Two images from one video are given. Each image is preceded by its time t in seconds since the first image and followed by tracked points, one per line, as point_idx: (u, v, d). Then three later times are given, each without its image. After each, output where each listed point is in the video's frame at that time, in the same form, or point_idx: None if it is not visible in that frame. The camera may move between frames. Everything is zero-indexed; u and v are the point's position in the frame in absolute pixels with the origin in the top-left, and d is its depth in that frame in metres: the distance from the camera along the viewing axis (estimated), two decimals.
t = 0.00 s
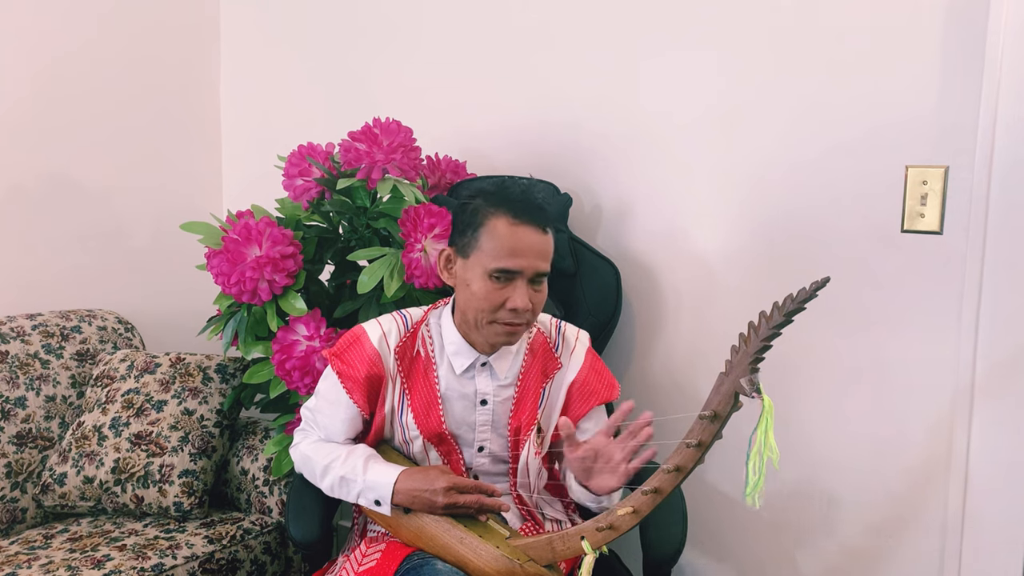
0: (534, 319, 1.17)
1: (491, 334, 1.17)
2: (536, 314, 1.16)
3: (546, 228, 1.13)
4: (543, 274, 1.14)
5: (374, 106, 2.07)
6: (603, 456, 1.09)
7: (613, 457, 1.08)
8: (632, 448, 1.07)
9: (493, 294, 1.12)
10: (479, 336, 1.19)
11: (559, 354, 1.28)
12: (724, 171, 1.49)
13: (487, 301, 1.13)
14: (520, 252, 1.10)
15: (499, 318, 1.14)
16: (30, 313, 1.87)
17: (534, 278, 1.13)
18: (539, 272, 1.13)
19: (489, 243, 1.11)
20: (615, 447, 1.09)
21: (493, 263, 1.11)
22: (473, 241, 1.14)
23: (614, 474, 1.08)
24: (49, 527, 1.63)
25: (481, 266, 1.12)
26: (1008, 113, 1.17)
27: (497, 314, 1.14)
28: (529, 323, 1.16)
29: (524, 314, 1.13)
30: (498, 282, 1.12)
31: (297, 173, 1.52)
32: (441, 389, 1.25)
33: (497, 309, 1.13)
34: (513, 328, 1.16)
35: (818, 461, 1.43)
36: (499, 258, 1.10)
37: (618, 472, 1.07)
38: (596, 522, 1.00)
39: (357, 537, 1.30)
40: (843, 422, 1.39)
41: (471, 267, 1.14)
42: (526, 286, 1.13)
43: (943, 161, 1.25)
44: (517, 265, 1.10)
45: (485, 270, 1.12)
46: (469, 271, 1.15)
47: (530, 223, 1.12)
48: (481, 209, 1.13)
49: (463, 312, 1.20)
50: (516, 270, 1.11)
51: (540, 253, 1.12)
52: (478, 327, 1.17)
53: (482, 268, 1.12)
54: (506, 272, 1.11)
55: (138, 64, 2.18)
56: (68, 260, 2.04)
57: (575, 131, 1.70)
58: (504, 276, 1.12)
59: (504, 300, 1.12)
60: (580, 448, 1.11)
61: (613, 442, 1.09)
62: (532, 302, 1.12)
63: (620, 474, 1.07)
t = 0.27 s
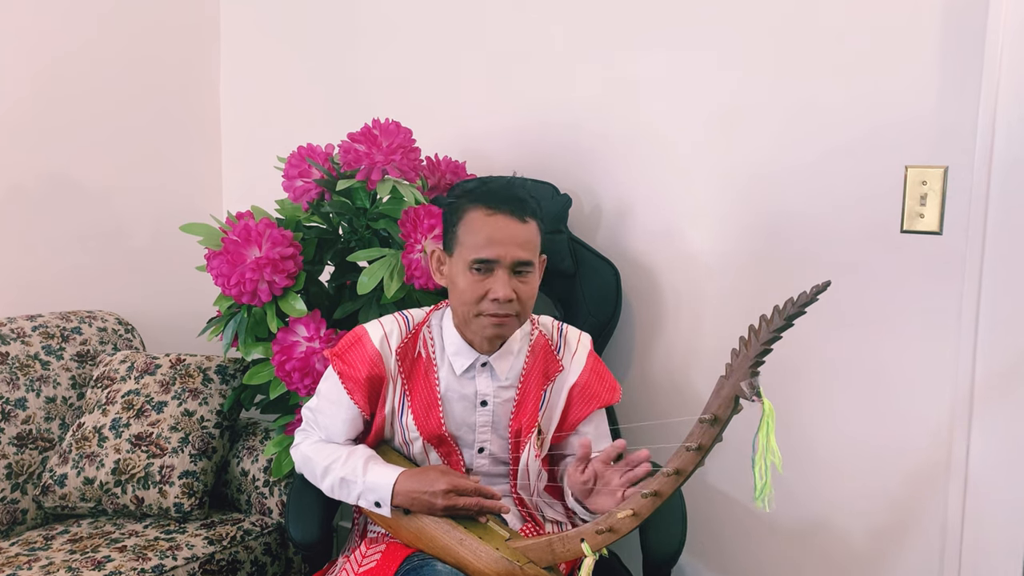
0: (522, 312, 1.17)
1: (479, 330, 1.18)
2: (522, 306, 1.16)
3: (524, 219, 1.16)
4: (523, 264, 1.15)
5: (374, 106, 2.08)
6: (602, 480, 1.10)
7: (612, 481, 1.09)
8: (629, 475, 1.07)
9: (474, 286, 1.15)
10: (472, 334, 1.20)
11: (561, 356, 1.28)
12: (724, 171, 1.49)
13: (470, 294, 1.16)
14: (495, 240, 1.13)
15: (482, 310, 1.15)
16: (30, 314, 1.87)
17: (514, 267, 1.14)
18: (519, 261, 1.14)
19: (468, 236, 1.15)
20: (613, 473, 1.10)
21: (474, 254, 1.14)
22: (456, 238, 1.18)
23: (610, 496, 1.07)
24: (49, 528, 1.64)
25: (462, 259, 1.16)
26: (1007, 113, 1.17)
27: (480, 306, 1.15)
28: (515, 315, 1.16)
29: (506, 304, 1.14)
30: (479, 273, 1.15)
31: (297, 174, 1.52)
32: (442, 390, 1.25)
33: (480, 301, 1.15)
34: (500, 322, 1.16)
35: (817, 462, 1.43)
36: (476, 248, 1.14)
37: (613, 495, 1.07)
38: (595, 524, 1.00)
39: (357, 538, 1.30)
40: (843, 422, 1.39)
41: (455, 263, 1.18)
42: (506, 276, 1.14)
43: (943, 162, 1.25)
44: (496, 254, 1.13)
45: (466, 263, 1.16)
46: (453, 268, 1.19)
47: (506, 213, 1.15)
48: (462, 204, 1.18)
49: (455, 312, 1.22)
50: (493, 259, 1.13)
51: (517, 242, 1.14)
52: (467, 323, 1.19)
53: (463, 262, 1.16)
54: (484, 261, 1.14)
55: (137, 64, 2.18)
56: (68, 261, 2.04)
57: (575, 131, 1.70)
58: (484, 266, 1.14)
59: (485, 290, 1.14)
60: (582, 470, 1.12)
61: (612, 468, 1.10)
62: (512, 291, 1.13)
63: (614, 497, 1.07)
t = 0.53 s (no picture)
0: (515, 302, 1.18)
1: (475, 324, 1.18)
2: (513, 296, 1.17)
3: (507, 209, 1.19)
4: (509, 254, 1.17)
5: (373, 109, 2.08)
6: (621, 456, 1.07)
7: (632, 456, 1.06)
8: (649, 448, 1.03)
9: (464, 278, 1.17)
10: (470, 331, 1.21)
11: (561, 357, 1.28)
12: (724, 173, 1.50)
13: (461, 288, 1.17)
14: (479, 232, 1.16)
15: (474, 302, 1.16)
16: (31, 317, 1.87)
17: (500, 256, 1.16)
18: (504, 250, 1.17)
19: (454, 232, 1.18)
20: (633, 447, 1.06)
21: (460, 248, 1.17)
22: (444, 238, 1.21)
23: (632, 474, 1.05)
24: (51, 531, 1.64)
25: (450, 256, 1.19)
26: (1007, 114, 1.17)
27: (472, 298, 1.16)
28: (507, 304, 1.17)
29: (495, 292, 1.15)
30: (467, 266, 1.17)
31: (298, 177, 1.52)
32: (442, 391, 1.26)
33: (471, 294, 1.16)
34: (494, 313, 1.17)
35: (817, 463, 1.43)
36: (461, 241, 1.16)
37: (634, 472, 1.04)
38: (596, 524, 1.00)
39: (358, 540, 1.30)
40: (843, 423, 1.39)
41: (445, 262, 1.20)
42: (493, 265, 1.16)
43: (942, 163, 1.25)
44: (481, 245, 1.16)
45: (454, 258, 1.18)
46: (444, 267, 1.21)
47: (489, 205, 1.18)
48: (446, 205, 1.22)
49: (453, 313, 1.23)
50: (479, 249, 1.16)
51: (501, 231, 1.17)
52: (463, 320, 1.19)
53: (452, 258, 1.18)
54: (471, 253, 1.16)
55: (138, 67, 2.19)
56: (68, 264, 2.04)
57: (575, 133, 1.71)
58: (471, 258, 1.17)
59: (474, 281, 1.16)
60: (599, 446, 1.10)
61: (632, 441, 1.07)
62: (499, 278, 1.15)
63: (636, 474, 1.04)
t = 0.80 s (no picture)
0: (506, 300, 1.18)
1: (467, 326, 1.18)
2: (502, 295, 1.17)
3: (492, 210, 1.19)
4: (496, 254, 1.17)
5: (373, 112, 2.08)
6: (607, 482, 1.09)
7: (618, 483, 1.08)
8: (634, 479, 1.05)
9: (453, 281, 1.17)
10: (465, 334, 1.20)
11: (559, 361, 1.28)
12: (723, 176, 1.50)
13: (451, 291, 1.17)
14: (465, 233, 1.17)
15: (464, 304, 1.16)
16: (31, 320, 1.87)
17: (487, 256, 1.16)
18: (490, 250, 1.17)
19: (441, 237, 1.19)
20: (619, 474, 1.08)
21: (447, 252, 1.18)
22: (433, 244, 1.22)
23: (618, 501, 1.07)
24: (51, 534, 1.64)
25: (439, 260, 1.19)
26: (1008, 116, 1.17)
27: (462, 300, 1.16)
28: (498, 304, 1.17)
29: (483, 292, 1.15)
30: (455, 269, 1.17)
31: (298, 180, 1.53)
32: (441, 395, 1.26)
33: (461, 296, 1.16)
34: (485, 313, 1.16)
35: (818, 466, 1.43)
36: (447, 244, 1.17)
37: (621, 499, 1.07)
38: (596, 528, 1.00)
39: (358, 543, 1.30)
40: (843, 425, 1.39)
41: (435, 267, 1.21)
42: (480, 266, 1.16)
43: (942, 165, 1.25)
44: (466, 247, 1.16)
45: (443, 263, 1.19)
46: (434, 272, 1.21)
47: (473, 207, 1.19)
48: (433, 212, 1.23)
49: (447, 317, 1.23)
50: (465, 251, 1.16)
51: (486, 232, 1.17)
52: (456, 323, 1.19)
53: (440, 262, 1.19)
54: (458, 255, 1.17)
55: (139, 70, 2.19)
56: (69, 266, 2.04)
57: (574, 136, 1.71)
58: (458, 260, 1.17)
59: (462, 283, 1.16)
60: (587, 474, 1.09)
61: (617, 469, 1.08)
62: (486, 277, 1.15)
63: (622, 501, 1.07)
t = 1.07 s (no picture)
0: (510, 295, 1.18)
1: (474, 325, 1.16)
2: (507, 290, 1.17)
3: (487, 209, 1.20)
4: (496, 250, 1.18)
5: (374, 113, 2.08)
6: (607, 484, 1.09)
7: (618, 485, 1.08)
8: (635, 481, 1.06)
9: (456, 281, 1.16)
10: (470, 334, 1.19)
11: (557, 362, 1.27)
12: (724, 178, 1.50)
13: (454, 291, 1.16)
14: (464, 232, 1.16)
15: (471, 302, 1.15)
16: (32, 322, 1.88)
17: (488, 252, 1.16)
18: (490, 247, 1.17)
19: (438, 239, 1.18)
20: (619, 476, 1.08)
21: (446, 253, 1.17)
22: (428, 247, 1.21)
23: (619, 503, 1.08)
24: (51, 536, 1.64)
25: (437, 263, 1.18)
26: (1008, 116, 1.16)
27: (468, 298, 1.15)
28: (504, 299, 1.16)
29: (489, 287, 1.14)
30: (457, 268, 1.16)
31: (298, 182, 1.53)
32: (439, 398, 1.26)
33: (466, 295, 1.15)
34: (492, 309, 1.15)
35: (819, 468, 1.43)
36: (447, 244, 1.16)
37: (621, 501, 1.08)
38: (596, 530, 1.00)
39: (358, 545, 1.30)
40: (843, 428, 1.39)
41: (432, 270, 1.19)
42: (482, 263, 1.16)
43: (942, 167, 1.25)
44: (466, 246, 1.16)
45: (442, 264, 1.18)
46: (432, 275, 1.20)
47: (469, 206, 1.19)
48: (425, 217, 1.23)
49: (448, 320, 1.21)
50: (466, 250, 1.16)
51: (484, 229, 1.17)
52: (461, 323, 1.18)
53: (440, 264, 1.18)
54: (459, 254, 1.16)
55: (140, 71, 2.19)
56: (70, 267, 2.04)
57: (575, 138, 1.71)
58: (459, 260, 1.16)
59: (466, 281, 1.15)
60: (587, 475, 1.09)
61: (617, 471, 1.08)
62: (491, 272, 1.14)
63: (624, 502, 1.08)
